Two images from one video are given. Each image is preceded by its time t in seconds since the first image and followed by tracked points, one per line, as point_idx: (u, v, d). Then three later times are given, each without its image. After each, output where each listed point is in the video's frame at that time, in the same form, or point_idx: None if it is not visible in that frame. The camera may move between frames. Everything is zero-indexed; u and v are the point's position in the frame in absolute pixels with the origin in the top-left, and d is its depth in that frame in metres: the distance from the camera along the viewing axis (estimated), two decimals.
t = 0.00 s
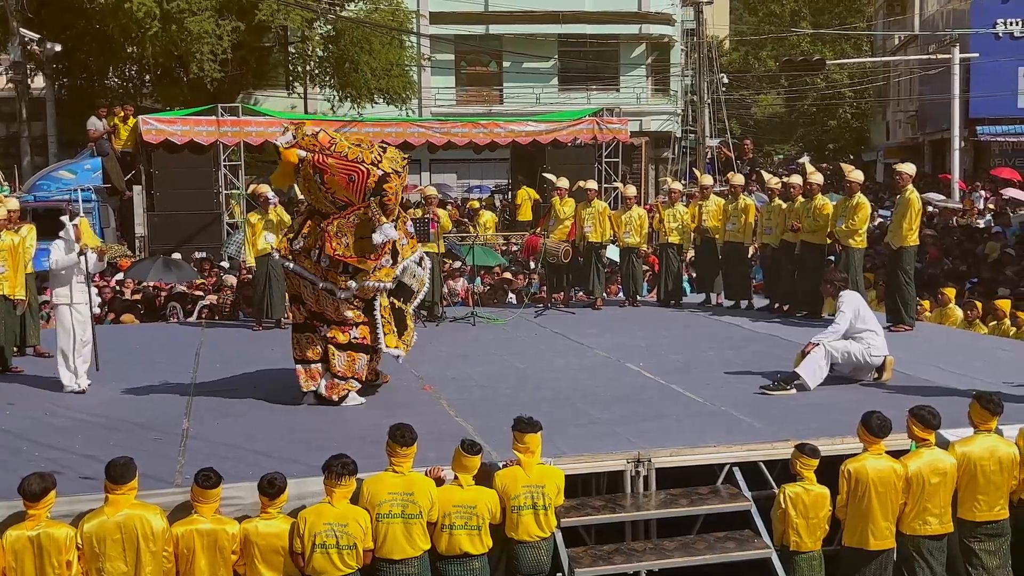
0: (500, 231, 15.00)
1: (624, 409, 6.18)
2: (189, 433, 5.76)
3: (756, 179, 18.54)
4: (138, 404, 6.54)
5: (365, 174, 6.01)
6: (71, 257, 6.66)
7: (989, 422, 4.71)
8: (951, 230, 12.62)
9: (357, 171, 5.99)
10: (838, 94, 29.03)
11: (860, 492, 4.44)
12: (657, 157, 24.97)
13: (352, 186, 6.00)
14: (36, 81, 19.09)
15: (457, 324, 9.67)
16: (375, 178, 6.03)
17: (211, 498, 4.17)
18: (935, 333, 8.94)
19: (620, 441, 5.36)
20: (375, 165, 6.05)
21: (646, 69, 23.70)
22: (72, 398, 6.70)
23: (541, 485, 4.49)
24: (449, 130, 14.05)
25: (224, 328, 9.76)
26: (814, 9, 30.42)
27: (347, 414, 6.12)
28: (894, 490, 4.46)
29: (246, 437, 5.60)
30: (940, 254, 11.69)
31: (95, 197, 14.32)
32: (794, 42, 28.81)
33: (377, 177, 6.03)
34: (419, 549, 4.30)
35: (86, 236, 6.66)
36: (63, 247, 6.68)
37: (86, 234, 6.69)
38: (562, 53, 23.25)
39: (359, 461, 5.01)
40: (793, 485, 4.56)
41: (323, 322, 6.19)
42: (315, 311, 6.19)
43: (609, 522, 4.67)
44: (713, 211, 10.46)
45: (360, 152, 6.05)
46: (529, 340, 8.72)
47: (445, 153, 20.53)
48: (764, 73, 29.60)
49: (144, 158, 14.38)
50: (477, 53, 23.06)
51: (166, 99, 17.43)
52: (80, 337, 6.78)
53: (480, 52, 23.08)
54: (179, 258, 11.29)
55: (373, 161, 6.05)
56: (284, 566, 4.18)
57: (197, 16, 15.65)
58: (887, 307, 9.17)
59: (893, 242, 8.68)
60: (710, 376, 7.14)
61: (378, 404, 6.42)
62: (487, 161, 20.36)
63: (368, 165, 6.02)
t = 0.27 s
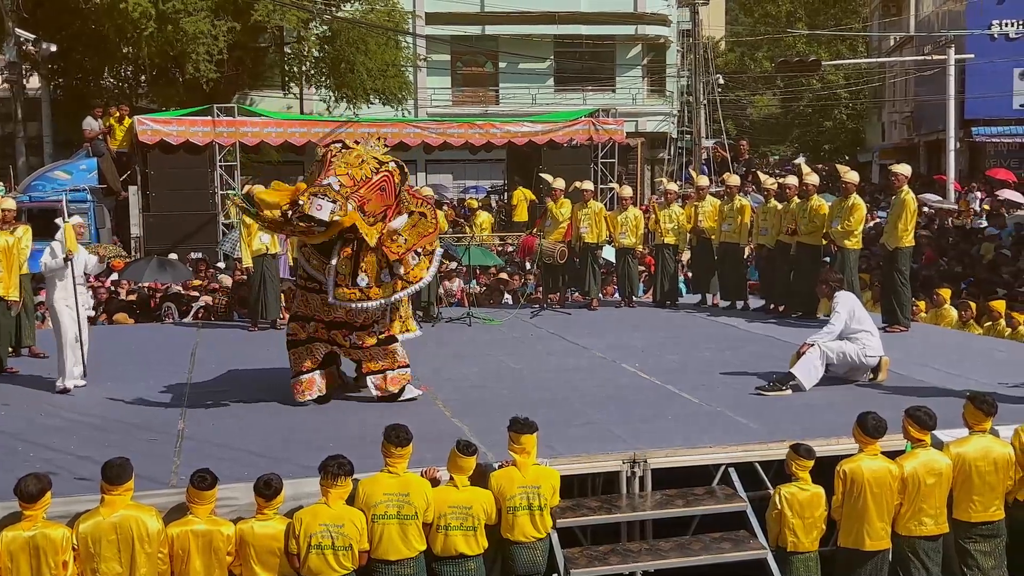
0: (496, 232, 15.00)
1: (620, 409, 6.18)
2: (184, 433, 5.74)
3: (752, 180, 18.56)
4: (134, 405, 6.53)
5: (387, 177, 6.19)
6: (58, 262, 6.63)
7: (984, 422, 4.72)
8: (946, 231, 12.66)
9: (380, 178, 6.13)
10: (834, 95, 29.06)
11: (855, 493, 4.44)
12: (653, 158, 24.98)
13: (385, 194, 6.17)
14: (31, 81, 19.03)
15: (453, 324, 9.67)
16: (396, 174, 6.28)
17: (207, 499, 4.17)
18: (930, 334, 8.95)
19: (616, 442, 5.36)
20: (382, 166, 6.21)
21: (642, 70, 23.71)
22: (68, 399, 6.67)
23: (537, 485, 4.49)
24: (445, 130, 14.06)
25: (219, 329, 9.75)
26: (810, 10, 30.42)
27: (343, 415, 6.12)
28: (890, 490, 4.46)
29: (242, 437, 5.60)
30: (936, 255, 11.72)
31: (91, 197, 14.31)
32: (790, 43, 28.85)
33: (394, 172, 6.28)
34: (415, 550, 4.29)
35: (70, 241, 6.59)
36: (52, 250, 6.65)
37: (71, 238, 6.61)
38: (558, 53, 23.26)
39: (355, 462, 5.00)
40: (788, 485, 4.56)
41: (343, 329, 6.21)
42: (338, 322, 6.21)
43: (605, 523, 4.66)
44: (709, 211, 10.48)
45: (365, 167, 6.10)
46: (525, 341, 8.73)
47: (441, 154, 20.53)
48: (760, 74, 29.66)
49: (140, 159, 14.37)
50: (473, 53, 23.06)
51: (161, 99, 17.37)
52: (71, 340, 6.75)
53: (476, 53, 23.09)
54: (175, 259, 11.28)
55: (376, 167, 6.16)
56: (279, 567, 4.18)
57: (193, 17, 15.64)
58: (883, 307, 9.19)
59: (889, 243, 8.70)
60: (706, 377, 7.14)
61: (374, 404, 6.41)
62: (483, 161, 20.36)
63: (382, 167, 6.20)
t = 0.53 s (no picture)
0: (492, 232, 14.99)
1: (617, 410, 6.18)
2: (180, 434, 5.73)
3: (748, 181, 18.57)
4: (129, 406, 6.52)
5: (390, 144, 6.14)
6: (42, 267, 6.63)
7: (978, 423, 4.73)
8: (941, 232, 12.68)
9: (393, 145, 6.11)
10: (830, 96, 29.07)
11: (850, 494, 4.45)
12: (649, 159, 24.97)
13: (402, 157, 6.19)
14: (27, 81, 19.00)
15: (449, 325, 9.66)
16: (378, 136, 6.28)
17: (202, 500, 4.16)
18: (926, 335, 8.96)
19: (613, 443, 5.36)
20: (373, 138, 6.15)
21: (637, 71, 23.72)
22: (64, 400, 6.66)
23: (532, 486, 4.49)
24: (441, 131, 14.05)
25: (214, 330, 9.75)
26: (806, 11, 30.38)
27: (339, 416, 6.12)
28: (885, 491, 4.47)
29: (238, 438, 5.59)
30: (931, 256, 11.74)
31: (86, 198, 14.31)
32: (786, 44, 28.87)
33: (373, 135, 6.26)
34: (411, 551, 4.29)
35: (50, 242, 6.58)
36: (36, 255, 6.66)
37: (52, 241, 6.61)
38: (554, 54, 23.27)
39: (351, 463, 5.00)
40: (783, 486, 4.57)
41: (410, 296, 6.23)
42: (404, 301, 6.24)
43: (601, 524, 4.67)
44: (705, 213, 10.49)
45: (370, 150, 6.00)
46: (521, 342, 8.73)
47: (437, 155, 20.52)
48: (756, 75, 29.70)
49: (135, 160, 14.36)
50: (469, 54, 23.05)
51: (158, 99, 17.31)
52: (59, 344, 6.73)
53: (472, 54, 23.09)
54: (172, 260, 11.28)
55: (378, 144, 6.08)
56: (275, 568, 4.17)
57: (189, 17, 15.62)
58: (879, 308, 9.19)
59: (885, 244, 8.71)
60: (702, 377, 7.15)
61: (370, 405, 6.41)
62: (479, 162, 20.36)
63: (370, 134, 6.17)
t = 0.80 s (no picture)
0: (489, 233, 14.97)
1: (613, 411, 6.19)
2: (176, 435, 5.73)
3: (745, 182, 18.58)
4: (126, 407, 6.51)
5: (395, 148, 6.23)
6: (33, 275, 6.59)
7: (974, 423, 4.74)
8: (937, 233, 12.69)
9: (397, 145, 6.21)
10: (826, 97, 29.08)
11: (846, 494, 4.45)
12: (645, 160, 24.98)
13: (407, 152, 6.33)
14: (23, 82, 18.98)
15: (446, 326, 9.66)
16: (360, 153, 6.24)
17: (198, 501, 4.16)
18: (921, 336, 8.98)
19: (610, 443, 5.36)
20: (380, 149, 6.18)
21: (634, 72, 23.73)
22: (60, 401, 6.65)
23: (529, 486, 4.49)
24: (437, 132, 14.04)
25: (210, 331, 9.74)
26: (802, 12, 30.38)
27: (336, 417, 6.11)
28: (881, 491, 4.47)
29: (234, 439, 5.58)
30: (927, 257, 11.75)
31: (82, 198, 14.29)
32: (782, 45, 28.90)
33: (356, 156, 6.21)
34: (407, 551, 4.29)
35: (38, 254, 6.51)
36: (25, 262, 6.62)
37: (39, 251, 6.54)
38: (550, 55, 23.27)
39: (347, 463, 4.99)
40: (779, 486, 4.57)
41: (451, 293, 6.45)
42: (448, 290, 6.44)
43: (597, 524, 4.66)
44: (702, 214, 10.50)
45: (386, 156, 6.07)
46: (518, 343, 8.73)
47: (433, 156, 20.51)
48: (752, 75, 29.73)
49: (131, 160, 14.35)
50: (466, 55, 23.06)
51: (153, 99, 17.37)
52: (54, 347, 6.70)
53: (469, 55, 23.09)
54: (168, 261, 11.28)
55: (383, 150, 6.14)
56: (272, 569, 4.16)
57: (185, 18, 15.60)
58: (875, 309, 9.19)
59: (881, 245, 8.72)
60: (698, 378, 7.16)
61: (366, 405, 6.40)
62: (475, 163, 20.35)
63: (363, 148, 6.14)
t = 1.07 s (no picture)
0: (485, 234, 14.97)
1: (609, 412, 6.19)
2: (172, 436, 5.72)
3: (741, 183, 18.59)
4: (122, 407, 6.50)
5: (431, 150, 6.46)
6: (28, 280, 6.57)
7: (971, 424, 4.74)
8: (934, 235, 12.70)
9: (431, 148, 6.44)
10: (822, 98, 29.11)
11: (843, 495, 4.46)
12: (642, 161, 24.97)
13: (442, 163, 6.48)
14: (18, 82, 18.93)
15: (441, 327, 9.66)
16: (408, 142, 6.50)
17: (193, 502, 4.15)
18: (918, 337, 8.99)
19: (606, 445, 5.36)
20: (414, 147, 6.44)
21: (630, 73, 23.74)
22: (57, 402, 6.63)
23: (525, 487, 4.48)
24: (433, 133, 14.04)
25: (206, 332, 9.73)
26: (798, 14, 30.40)
27: (332, 417, 6.11)
28: (877, 492, 4.47)
29: (230, 440, 5.58)
30: (923, 258, 11.77)
31: (78, 199, 14.14)
32: (778, 47, 28.93)
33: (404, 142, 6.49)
34: (403, 553, 4.28)
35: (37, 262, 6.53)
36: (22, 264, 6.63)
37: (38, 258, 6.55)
38: (547, 56, 23.28)
39: (344, 464, 4.99)
40: (775, 487, 4.57)
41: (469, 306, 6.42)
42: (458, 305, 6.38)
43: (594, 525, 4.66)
44: (698, 214, 10.52)
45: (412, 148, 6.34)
46: (514, 344, 8.73)
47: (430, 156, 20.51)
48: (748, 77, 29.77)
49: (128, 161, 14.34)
50: (462, 56, 23.05)
51: (150, 101, 17.18)
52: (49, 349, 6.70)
53: (466, 56, 23.10)
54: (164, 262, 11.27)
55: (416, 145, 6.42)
56: (267, 570, 4.15)
57: (182, 19, 15.58)
58: (871, 310, 9.20)
59: (877, 246, 8.73)
60: (694, 379, 7.16)
61: (361, 407, 6.40)
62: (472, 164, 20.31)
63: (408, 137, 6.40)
